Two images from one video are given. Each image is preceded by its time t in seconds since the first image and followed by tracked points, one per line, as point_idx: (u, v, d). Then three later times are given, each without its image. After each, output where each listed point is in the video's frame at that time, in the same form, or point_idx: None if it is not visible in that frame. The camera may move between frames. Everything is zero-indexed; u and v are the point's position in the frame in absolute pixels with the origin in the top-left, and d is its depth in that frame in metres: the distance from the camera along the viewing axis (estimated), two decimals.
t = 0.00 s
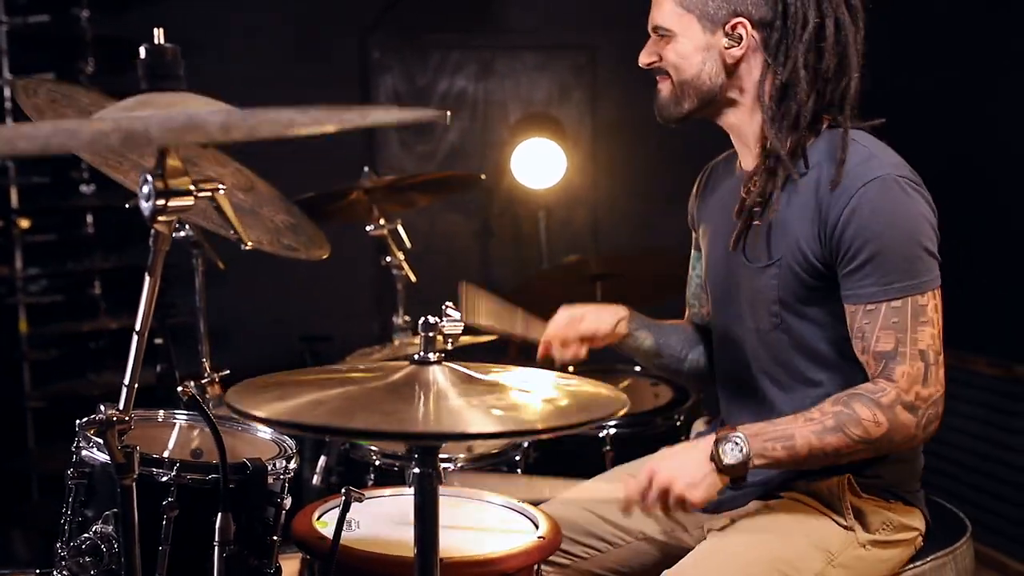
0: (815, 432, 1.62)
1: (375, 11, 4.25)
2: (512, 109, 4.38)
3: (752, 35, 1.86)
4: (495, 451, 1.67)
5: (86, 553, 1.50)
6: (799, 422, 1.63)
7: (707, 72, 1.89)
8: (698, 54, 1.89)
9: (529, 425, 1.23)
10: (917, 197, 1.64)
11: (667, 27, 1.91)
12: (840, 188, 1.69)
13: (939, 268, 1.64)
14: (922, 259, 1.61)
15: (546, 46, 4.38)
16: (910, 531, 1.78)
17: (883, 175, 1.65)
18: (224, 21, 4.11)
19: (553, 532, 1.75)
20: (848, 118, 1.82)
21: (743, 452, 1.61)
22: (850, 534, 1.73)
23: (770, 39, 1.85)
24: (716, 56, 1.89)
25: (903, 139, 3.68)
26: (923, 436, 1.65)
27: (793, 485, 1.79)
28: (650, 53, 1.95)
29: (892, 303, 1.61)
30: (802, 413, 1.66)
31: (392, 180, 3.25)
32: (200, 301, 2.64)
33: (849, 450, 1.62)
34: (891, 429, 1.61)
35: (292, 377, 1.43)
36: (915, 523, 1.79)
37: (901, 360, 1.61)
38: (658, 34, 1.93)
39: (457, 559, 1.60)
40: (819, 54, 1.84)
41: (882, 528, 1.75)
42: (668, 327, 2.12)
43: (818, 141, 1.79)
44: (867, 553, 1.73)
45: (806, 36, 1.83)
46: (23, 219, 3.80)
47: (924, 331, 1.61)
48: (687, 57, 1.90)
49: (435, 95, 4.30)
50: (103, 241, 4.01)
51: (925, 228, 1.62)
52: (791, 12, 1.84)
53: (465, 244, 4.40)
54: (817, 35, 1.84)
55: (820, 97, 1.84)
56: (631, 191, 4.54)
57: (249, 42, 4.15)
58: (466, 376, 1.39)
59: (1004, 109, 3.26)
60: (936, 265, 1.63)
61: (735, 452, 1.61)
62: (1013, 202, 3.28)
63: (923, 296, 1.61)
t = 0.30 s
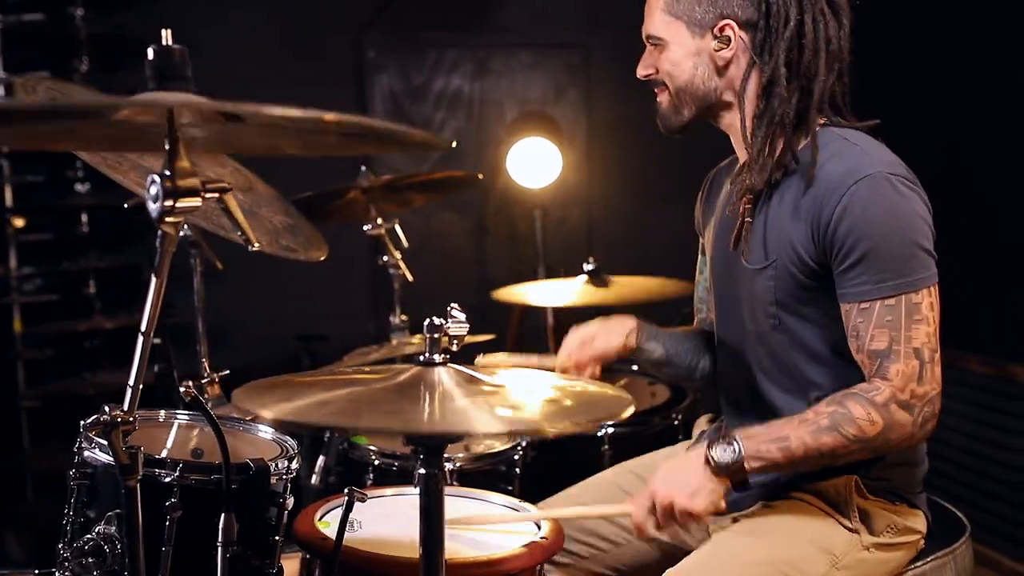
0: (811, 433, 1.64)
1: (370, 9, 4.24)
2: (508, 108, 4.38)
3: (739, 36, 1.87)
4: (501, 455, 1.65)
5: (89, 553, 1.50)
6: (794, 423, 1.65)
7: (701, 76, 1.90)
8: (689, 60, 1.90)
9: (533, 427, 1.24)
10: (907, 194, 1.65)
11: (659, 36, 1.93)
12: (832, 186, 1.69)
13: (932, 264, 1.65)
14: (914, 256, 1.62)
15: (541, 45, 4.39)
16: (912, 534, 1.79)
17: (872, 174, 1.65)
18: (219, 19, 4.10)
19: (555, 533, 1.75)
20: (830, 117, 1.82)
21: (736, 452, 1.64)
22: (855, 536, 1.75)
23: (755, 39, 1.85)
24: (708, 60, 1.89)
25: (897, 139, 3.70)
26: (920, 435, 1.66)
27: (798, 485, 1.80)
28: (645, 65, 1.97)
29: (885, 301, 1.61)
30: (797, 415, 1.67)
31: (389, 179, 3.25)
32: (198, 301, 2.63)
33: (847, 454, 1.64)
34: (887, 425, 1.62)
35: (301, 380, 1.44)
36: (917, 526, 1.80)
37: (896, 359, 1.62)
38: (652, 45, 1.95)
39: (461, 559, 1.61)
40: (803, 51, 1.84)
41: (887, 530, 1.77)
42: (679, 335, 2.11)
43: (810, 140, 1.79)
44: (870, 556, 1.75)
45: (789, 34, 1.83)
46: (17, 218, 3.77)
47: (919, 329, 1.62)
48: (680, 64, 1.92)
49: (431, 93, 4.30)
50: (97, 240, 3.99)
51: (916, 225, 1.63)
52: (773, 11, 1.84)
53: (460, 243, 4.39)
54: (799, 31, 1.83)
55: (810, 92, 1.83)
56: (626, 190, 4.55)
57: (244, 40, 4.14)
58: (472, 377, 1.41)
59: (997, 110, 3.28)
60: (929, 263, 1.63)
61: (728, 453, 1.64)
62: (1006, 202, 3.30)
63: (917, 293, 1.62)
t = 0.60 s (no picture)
0: (815, 437, 1.64)
1: (365, 8, 4.23)
2: (503, 107, 4.37)
3: (772, 42, 1.85)
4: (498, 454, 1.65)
5: (91, 555, 1.50)
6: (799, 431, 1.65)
7: (729, 84, 1.86)
8: (719, 67, 1.85)
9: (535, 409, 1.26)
10: (927, 206, 1.67)
11: (680, 44, 1.86)
12: (852, 194, 1.70)
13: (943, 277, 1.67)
14: (929, 268, 1.64)
15: (537, 44, 4.39)
16: (910, 530, 1.80)
17: (895, 185, 1.67)
18: (214, 18, 4.09)
19: (555, 532, 1.76)
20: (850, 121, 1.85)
21: (742, 458, 1.64)
22: (852, 532, 1.76)
23: (787, 44, 1.85)
24: (736, 67, 1.86)
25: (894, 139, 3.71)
26: (920, 441, 1.68)
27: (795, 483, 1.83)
28: (660, 71, 1.90)
29: (899, 309, 1.63)
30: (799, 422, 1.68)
31: (387, 179, 3.25)
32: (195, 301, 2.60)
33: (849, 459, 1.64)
34: (891, 431, 1.63)
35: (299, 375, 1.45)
36: (915, 522, 1.81)
37: (904, 367, 1.63)
38: (668, 50, 1.87)
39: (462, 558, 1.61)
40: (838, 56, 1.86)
41: (885, 526, 1.77)
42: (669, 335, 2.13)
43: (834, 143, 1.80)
44: (868, 552, 1.76)
45: (820, 40, 1.84)
46: (11, 217, 3.75)
47: (927, 339, 1.64)
48: (708, 72, 1.86)
49: (426, 92, 4.29)
50: (94, 240, 4.00)
51: (934, 238, 1.65)
52: (805, 15, 1.84)
53: (455, 242, 4.39)
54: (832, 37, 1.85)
55: (838, 97, 1.85)
56: (622, 190, 4.56)
57: (239, 39, 4.12)
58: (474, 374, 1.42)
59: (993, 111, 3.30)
60: (941, 275, 1.66)
61: (737, 457, 1.64)
62: (1006, 202, 3.31)
63: (928, 305, 1.64)
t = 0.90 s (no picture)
0: (810, 450, 1.65)
1: (360, 8, 4.23)
2: (497, 107, 4.38)
3: (763, 44, 1.87)
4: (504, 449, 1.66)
5: (94, 556, 1.50)
6: (793, 443, 1.67)
7: (722, 86, 1.88)
8: (711, 69, 1.87)
9: (544, 414, 1.25)
10: (917, 207, 1.67)
11: (673, 46, 1.88)
12: (842, 197, 1.71)
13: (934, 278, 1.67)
14: (920, 269, 1.64)
15: (531, 44, 4.39)
16: (910, 530, 1.81)
17: (885, 186, 1.67)
18: (209, 16, 4.08)
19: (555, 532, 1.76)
20: (842, 121, 1.86)
21: (735, 474, 1.67)
22: (852, 533, 1.77)
23: (779, 45, 1.87)
24: (729, 69, 1.88)
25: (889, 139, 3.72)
26: (917, 445, 1.68)
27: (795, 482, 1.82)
28: (653, 73, 1.92)
29: (890, 311, 1.64)
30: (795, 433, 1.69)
31: (384, 178, 3.25)
32: (193, 301, 2.61)
33: (845, 468, 1.66)
34: (886, 433, 1.63)
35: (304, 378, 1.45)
36: (915, 522, 1.82)
37: (897, 369, 1.64)
38: (661, 53, 1.90)
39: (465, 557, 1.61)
40: (829, 57, 1.87)
41: (884, 526, 1.79)
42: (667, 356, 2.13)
43: (826, 147, 1.80)
44: (868, 552, 1.76)
45: (813, 41, 1.85)
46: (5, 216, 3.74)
47: (920, 341, 1.64)
48: (701, 73, 1.88)
49: (421, 91, 4.28)
50: (87, 240, 3.98)
51: (924, 240, 1.65)
52: (798, 17, 1.86)
53: (450, 242, 4.39)
54: (823, 38, 1.86)
55: (828, 97, 1.86)
56: (616, 190, 4.56)
57: (233, 38, 4.10)
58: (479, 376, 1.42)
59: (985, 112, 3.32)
60: (932, 276, 1.66)
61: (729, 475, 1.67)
62: (1000, 200, 3.32)
63: (920, 306, 1.64)
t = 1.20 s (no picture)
0: (791, 443, 1.62)
1: (355, 7, 4.22)
2: (492, 106, 4.38)
3: (749, 46, 1.88)
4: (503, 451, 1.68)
5: (97, 556, 1.50)
6: (775, 438, 1.63)
7: (710, 89, 1.91)
8: (698, 73, 1.90)
9: (548, 416, 1.25)
10: (899, 201, 1.67)
11: (660, 51, 1.92)
12: (827, 192, 1.72)
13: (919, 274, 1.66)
14: (903, 264, 1.64)
15: (526, 44, 4.39)
16: (910, 532, 1.81)
17: (865, 180, 1.68)
18: (203, 15, 4.06)
19: (556, 531, 1.77)
20: (827, 120, 1.85)
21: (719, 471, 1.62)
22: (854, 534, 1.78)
23: (765, 47, 1.87)
24: (716, 71, 1.90)
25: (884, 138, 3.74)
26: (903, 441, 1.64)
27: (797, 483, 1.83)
28: (644, 78, 1.96)
29: (871, 305, 1.63)
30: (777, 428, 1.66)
31: (381, 178, 3.25)
32: (189, 299, 2.60)
33: (824, 465, 1.62)
34: (872, 432, 1.60)
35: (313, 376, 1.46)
36: (915, 523, 1.82)
37: (880, 364, 1.62)
38: (650, 58, 1.94)
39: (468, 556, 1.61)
40: (814, 58, 1.88)
41: (886, 527, 1.79)
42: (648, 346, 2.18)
43: (812, 144, 1.81)
44: (870, 553, 1.77)
45: (798, 43, 1.85)
46: None
47: (903, 336, 1.63)
48: (688, 77, 1.91)
49: (415, 91, 4.28)
50: (82, 239, 3.94)
51: (906, 233, 1.65)
52: (782, 18, 1.86)
53: (444, 242, 4.39)
54: (808, 40, 1.86)
55: (813, 98, 1.85)
56: (610, 189, 4.57)
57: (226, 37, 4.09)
58: (484, 376, 1.43)
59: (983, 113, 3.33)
60: (916, 271, 1.65)
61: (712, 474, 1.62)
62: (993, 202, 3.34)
63: (902, 301, 1.63)
